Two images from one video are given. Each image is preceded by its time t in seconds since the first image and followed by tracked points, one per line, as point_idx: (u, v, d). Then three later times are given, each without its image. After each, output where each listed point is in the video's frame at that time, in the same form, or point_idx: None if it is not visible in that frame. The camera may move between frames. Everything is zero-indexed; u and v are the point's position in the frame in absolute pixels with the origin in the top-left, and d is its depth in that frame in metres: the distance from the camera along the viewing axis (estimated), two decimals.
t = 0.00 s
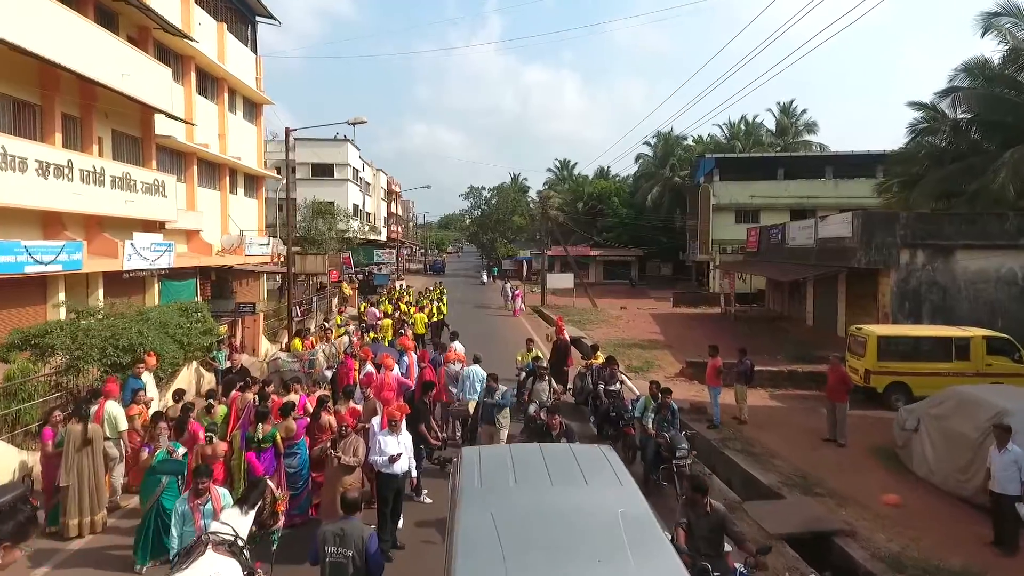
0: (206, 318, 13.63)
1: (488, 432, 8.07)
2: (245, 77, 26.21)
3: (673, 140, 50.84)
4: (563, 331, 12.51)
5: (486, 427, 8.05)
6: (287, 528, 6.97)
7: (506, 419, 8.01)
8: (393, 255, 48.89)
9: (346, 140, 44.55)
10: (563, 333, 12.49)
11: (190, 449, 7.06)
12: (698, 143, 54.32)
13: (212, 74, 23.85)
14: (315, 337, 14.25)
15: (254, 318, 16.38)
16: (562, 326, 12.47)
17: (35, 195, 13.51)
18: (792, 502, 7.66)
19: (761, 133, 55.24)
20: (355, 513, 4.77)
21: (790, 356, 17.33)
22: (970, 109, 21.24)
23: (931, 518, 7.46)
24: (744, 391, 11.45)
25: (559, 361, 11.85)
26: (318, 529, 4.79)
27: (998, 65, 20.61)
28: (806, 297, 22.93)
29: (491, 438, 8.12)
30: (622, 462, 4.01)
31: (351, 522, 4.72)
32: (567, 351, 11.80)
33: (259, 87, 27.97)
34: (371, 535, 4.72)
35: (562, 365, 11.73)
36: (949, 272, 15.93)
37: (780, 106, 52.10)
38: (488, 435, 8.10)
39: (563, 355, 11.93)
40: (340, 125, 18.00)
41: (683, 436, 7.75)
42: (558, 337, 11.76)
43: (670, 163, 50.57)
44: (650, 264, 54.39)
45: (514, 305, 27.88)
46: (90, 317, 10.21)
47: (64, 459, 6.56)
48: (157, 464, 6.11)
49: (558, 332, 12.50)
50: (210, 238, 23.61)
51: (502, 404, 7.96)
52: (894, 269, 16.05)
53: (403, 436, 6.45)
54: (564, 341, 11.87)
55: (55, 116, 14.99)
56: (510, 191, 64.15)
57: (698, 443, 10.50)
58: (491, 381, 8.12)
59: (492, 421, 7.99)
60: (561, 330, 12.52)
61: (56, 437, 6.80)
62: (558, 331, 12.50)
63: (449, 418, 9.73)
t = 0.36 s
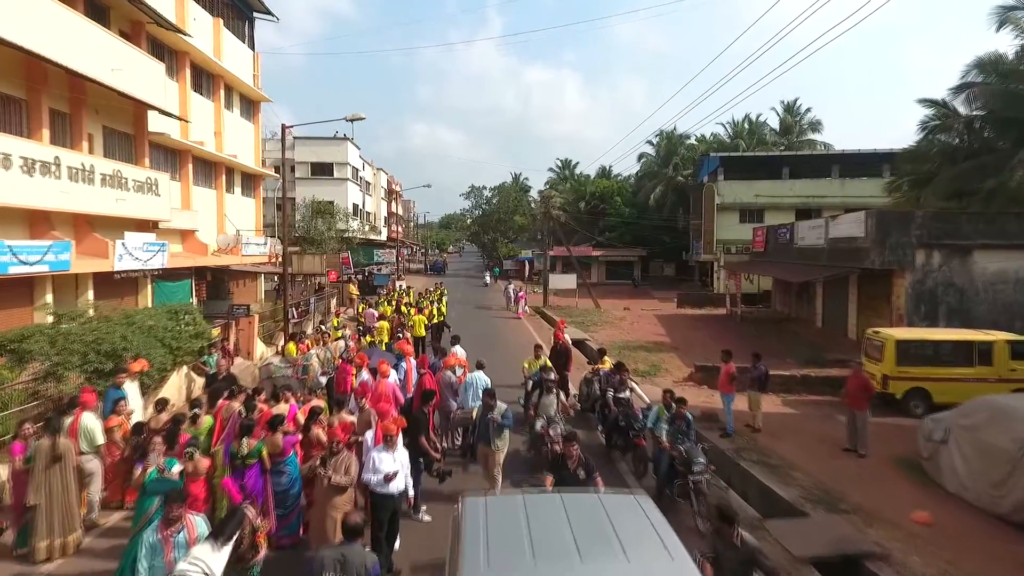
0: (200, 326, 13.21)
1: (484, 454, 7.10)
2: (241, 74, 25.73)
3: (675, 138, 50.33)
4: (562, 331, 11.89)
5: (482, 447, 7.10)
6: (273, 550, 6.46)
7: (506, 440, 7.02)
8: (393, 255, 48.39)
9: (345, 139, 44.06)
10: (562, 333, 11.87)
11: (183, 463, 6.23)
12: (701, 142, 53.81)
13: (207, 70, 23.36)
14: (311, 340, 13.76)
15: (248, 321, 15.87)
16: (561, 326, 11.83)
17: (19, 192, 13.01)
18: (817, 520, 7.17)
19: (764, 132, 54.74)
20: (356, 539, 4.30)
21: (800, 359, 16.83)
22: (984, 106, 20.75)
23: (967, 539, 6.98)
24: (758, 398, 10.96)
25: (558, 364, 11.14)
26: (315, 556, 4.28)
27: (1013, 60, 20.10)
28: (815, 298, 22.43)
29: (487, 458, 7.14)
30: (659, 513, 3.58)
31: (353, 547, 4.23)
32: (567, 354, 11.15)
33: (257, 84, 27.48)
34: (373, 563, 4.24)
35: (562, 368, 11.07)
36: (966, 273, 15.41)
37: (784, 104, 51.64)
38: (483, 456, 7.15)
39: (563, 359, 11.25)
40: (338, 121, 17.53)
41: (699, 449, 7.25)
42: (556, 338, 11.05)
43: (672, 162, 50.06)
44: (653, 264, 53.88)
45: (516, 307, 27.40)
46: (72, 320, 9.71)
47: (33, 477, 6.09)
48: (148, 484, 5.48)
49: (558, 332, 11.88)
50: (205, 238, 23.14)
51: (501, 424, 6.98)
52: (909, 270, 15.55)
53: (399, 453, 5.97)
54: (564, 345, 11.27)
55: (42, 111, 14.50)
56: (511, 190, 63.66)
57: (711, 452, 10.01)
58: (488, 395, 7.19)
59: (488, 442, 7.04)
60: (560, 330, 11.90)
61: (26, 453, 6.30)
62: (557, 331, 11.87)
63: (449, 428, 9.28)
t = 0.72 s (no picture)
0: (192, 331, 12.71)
1: (482, 475, 6.56)
2: (239, 71, 25.24)
3: (679, 137, 49.81)
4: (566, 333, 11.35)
5: (480, 468, 6.55)
6: None
7: (506, 462, 6.52)
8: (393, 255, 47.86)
9: (345, 137, 43.54)
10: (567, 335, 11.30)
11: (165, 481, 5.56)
12: (704, 141, 53.31)
13: (204, 67, 22.89)
14: (307, 343, 13.29)
15: (243, 323, 15.41)
16: (565, 328, 11.28)
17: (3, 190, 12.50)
18: (847, 540, 6.69)
19: (768, 131, 54.21)
20: (370, 563, 3.89)
21: (812, 363, 16.32)
22: (999, 102, 20.27)
23: (1008, 562, 6.51)
24: (774, 405, 10.46)
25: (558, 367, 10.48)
26: None
27: None
28: (825, 299, 21.94)
29: (486, 480, 6.60)
30: None
31: None
32: (570, 359, 10.56)
33: (254, 81, 27.00)
34: None
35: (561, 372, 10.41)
36: (985, 273, 14.87)
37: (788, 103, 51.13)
38: (481, 478, 6.62)
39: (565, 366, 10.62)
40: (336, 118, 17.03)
41: (719, 464, 6.77)
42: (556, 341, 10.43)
43: (676, 161, 49.55)
44: (656, 264, 53.39)
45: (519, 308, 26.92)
46: (52, 324, 9.21)
47: None
48: (128, 508, 4.95)
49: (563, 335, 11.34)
50: (201, 237, 22.67)
51: (500, 447, 6.49)
52: (926, 271, 15.04)
53: (396, 472, 5.49)
54: (566, 350, 10.67)
55: (28, 105, 14.00)
56: (513, 190, 63.16)
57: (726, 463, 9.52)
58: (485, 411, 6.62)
59: (486, 463, 6.49)
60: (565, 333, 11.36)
61: None
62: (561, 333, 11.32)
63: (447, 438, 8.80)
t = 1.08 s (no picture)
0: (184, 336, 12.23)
1: (479, 500, 5.89)
2: (236, 68, 24.76)
3: (682, 136, 49.29)
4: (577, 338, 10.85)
5: (476, 493, 5.88)
6: None
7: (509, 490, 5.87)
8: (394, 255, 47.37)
9: (345, 136, 43.04)
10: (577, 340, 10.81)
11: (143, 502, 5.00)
12: (708, 140, 52.81)
13: (199, 63, 22.41)
14: (303, 346, 12.79)
15: (237, 325, 14.91)
16: (575, 332, 10.79)
17: None
18: (883, 563, 6.19)
19: (772, 130, 53.69)
20: None
21: (825, 366, 15.80)
22: (1014, 99, 19.83)
23: None
24: (792, 413, 9.96)
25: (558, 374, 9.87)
26: None
27: None
28: (835, 301, 21.45)
29: (485, 509, 5.92)
30: None
31: None
32: (577, 366, 9.98)
33: (252, 78, 26.52)
34: None
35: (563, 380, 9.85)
36: (1005, 274, 14.36)
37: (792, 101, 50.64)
38: (479, 506, 5.93)
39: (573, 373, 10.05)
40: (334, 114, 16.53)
41: (743, 481, 6.29)
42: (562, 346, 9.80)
43: (679, 160, 49.04)
44: (659, 264, 52.89)
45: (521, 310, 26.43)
46: (30, 329, 8.71)
47: None
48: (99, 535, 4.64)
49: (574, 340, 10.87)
50: (197, 237, 22.20)
51: (499, 468, 5.82)
52: (944, 272, 14.53)
53: (393, 495, 4.98)
54: (574, 356, 10.04)
55: (16, 100, 13.52)
56: (514, 190, 62.65)
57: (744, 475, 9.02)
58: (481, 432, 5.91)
59: (484, 488, 5.83)
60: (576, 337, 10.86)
61: None
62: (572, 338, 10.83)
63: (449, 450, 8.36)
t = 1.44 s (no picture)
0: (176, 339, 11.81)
1: (487, 537, 5.19)
2: (234, 64, 24.30)
3: (686, 135, 48.81)
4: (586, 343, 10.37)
5: (485, 529, 5.18)
6: None
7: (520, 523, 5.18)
8: (394, 255, 46.87)
9: (345, 134, 42.54)
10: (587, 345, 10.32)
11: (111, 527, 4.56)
12: (711, 138, 52.33)
13: (196, 59, 21.95)
14: (300, 349, 12.32)
15: (232, 328, 14.43)
16: (585, 337, 10.31)
17: None
18: None
19: (777, 129, 53.22)
20: None
21: (839, 370, 15.33)
22: None
23: None
24: (811, 421, 9.46)
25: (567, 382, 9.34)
26: None
27: None
28: (846, 302, 20.97)
29: (492, 547, 5.21)
30: None
31: None
32: (585, 373, 9.47)
33: (250, 74, 26.06)
34: None
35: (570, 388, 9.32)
36: None
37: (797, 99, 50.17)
38: (486, 542, 5.22)
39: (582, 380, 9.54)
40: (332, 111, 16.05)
41: (771, 500, 5.80)
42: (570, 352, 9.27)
43: (682, 159, 48.55)
44: (662, 264, 52.41)
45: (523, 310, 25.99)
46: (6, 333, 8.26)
47: None
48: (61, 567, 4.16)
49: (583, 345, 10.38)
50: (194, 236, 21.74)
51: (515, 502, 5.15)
52: (963, 272, 14.04)
53: (391, 520, 4.50)
54: (581, 362, 9.54)
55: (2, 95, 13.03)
56: (516, 189, 62.16)
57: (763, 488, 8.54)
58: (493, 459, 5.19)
59: (495, 522, 5.14)
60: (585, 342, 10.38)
61: None
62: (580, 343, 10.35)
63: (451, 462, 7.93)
